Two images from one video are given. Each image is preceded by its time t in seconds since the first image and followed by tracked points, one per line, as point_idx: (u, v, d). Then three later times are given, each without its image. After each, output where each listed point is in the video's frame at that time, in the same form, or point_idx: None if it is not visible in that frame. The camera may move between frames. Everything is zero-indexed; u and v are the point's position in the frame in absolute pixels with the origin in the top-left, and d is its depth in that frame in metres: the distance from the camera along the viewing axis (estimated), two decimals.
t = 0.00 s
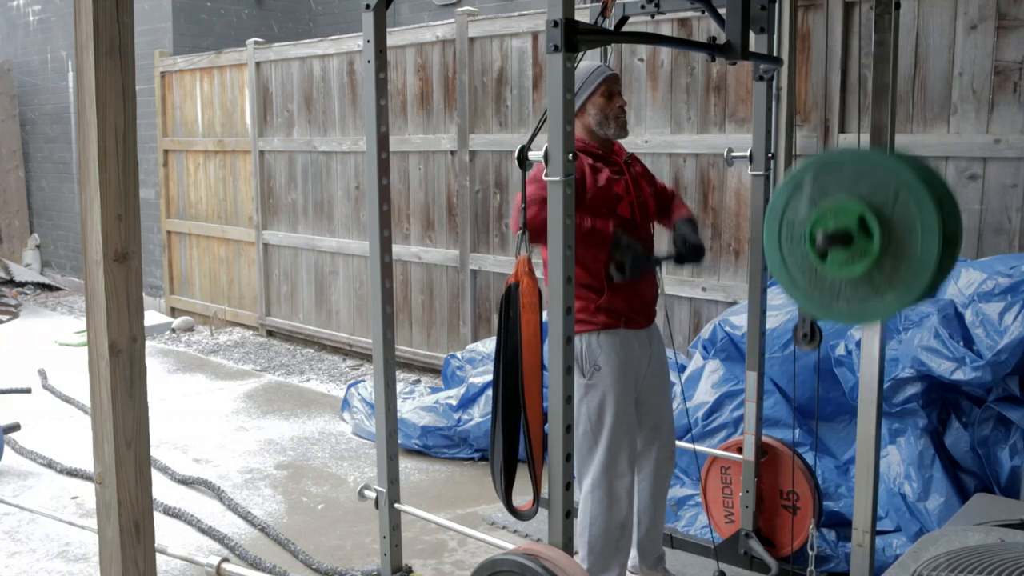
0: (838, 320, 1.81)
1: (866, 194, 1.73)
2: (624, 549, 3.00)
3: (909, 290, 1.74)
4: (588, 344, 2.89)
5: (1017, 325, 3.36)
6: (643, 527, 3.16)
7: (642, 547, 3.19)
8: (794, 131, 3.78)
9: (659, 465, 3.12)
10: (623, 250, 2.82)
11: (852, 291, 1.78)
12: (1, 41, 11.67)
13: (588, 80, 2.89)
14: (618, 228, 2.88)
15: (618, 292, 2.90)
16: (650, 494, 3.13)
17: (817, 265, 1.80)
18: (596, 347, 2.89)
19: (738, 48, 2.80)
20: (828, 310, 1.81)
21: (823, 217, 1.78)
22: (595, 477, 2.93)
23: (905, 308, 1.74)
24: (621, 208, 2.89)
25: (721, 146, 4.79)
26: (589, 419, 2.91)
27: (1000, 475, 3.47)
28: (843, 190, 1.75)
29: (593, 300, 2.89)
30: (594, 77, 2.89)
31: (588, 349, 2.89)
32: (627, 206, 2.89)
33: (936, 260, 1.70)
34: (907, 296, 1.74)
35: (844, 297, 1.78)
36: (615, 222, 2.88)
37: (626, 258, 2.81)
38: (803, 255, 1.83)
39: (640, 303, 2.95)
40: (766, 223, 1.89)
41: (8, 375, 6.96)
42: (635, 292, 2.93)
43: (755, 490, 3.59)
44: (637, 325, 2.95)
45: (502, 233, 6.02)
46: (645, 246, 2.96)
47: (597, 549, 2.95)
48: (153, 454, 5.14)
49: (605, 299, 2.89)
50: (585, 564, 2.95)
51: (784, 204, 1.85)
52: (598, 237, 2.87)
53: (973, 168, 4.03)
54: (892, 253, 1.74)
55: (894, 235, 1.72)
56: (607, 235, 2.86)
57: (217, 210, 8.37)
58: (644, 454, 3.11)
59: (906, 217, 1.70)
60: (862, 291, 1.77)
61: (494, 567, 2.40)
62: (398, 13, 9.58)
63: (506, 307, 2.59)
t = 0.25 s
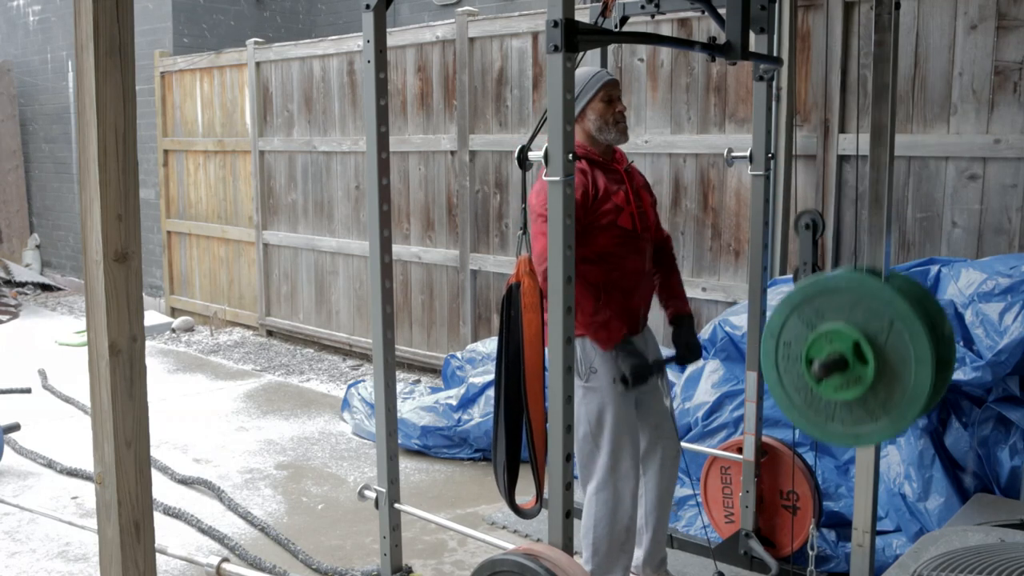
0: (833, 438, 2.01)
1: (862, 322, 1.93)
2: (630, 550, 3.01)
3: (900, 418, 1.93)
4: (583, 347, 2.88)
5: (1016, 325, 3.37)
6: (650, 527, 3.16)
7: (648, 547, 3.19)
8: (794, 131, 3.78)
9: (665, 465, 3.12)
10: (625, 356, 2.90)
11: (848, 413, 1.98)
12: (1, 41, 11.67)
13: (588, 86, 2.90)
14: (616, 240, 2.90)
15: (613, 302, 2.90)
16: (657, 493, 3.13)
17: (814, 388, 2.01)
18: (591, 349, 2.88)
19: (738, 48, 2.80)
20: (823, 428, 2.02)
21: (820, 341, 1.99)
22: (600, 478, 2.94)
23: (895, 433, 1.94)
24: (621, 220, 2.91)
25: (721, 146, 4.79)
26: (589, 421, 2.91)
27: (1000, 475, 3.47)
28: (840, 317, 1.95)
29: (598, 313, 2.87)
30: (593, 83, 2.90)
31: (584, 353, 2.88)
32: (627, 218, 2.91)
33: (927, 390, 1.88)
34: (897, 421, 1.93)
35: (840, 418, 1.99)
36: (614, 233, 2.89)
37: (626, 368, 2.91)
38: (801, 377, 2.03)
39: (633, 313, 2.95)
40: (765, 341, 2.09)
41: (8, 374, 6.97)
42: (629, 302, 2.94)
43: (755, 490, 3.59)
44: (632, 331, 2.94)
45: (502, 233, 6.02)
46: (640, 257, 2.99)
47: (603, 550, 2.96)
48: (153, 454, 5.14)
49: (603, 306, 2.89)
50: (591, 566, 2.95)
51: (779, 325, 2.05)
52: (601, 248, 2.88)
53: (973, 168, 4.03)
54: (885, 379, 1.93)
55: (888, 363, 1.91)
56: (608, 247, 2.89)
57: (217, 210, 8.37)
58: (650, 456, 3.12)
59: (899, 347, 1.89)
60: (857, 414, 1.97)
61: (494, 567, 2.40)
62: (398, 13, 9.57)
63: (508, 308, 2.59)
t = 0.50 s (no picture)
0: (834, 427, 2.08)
1: (862, 312, 1.98)
2: (631, 551, 3.00)
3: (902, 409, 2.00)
4: (581, 348, 2.89)
5: (1017, 325, 3.37)
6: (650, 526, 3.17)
7: (650, 548, 3.18)
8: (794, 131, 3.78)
9: (664, 465, 3.12)
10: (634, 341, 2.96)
11: (848, 403, 2.05)
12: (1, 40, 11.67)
13: (581, 89, 2.92)
14: (611, 236, 2.91)
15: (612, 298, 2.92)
16: (657, 494, 3.14)
17: (814, 379, 2.09)
18: (587, 349, 2.89)
19: (738, 48, 2.80)
20: (828, 416, 2.09)
21: (817, 333, 2.05)
22: (601, 479, 2.94)
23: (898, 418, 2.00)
24: (614, 217, 2.92)
25: (721, 146, 4.79)
26: (588, 423, 2.91)
27: (1000, 475, 3.47)
28: (840, 309, 2.00)
29: (607, 300, 2.91)
30: (586, 88, 2.91)
31: (581, 353, 2.89)
32: (620, 215, 2.93)
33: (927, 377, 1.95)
34: (897, 410, 2.00)
35: (840, 405, 2.06)
36: (608, 230, 2.91)
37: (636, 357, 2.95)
38: (801, 365, 2.11)
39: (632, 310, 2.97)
40: (766, 332, 2.16)
41: (8, 374, 6.96)
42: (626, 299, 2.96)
43: (755, 490, 3.59)
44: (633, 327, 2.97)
45: (502, 233, 6.02)
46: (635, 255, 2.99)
47: (605, 551, 2.95)
48: (153, 454, 5.14)
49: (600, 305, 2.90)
50: (592, 567, 2.95)
51: (781, 317, 2.11)
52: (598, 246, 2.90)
53: (973, 168, 4.03)
54: (885, 370, 1.99)
55: (888, 352, 1.97)
56: (603, 243, 2.90)
57: (217, 210, 8.37)
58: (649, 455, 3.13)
59: (899, 335, 1.95)
60: (858, 404, 2.04)
61: (495, 567, 2.40)
62: (398, 13, 9.57)
63: (508, 308, 2.59)
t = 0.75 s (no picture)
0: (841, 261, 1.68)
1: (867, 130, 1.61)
2: (624, 549, 3.00)
3: (913, 229, 1.60)
4: (586, 344, 2.91)
5: (1016, 325, 3.36)
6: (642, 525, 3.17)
7: (642, 547, 3.20)
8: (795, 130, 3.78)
9: (660, 464, 3.12)
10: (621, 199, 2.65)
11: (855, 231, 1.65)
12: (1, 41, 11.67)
13: (593, 88, 2.86)
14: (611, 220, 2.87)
15: (617, 288, 2.91)
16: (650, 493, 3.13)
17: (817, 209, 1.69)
18: (594, 346, 2.90)
19: (738, 48, 2.80)
20: (831, 250, 1.69)
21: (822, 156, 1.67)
22: (594, 477, 2.94)
23: (908, 244, 1.61)
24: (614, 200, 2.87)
25: (721, 146, 4.79)
26: (587, 420, 2.92)
27: (1000, 475, 3.47)
28: (845, 130, 1.64)
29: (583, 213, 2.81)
30: (599, 86, 2.86)
31: (586, 349, 2.90)
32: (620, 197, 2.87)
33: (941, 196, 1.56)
34: (909, 235, 1.61)
35: (847, 235, 1.66)
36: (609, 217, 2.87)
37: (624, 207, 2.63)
38: (804, 197, 1.71)
39: (639, 297, 2.95)
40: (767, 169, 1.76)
41: (8, 374, 6.96)
42: (632, 285, 2.94)
43: (755, 490, 3.59)
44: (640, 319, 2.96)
45: (502, 233, 6.02)
46: (640, 240, 2.96)
47: (597, 550, 2.95)
48: (153, 454, 5.14)
49: (602, 295, 2.89)
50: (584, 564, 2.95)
51: (783, 149, 1.73)
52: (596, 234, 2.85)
53: (973, 168, 4.03)
54: (895, 191, 1.61)
55: (899, 170, 1.59)
56: (602, 229, 2.85)
57: (217, 210, 8.37)
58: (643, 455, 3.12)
59: (911, 149, 1.57)
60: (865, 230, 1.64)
61: (494, 567, 2.40)
62: (398, 13, 9.57)
63: (508, 308, 2.59)
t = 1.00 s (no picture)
0: (841, 189, 1.87)
1: (870, 59, 1.81)
2: (632, 552, 3.00)
3: (915, 154, 1.78)
4: (593, 346, 2.89)
5: (1017, 325, 3.36)
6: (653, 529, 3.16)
7: (650, 548, 3.18)
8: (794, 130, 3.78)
9: (668, 466, 3.12)
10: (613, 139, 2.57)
11: (858, 158, 1.84)
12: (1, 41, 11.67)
13: (610, 85, 2.86)
14: (620, 213, 2.88)
15: (623, 284, 2.91)
16: (660, 495, 3.13)
17: (822, 135, 1.87)
18: (600, 348, 2.89)
19: (738, 47, 2.80)
20: (833, 177, 1.88)
21: (827, 85, 1.86)
22: (603, 480, 2.93)
23: (911, 170, 1.79)
24: (624, 195, 2.90)
25: (721, 146, 4.79)
26: (595, 422, 2.91)
27: (1000, 475, 3.47)
28: (847, 58, 1.84)
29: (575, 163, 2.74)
30: (615, 82, 2.86)
31: (592, 351, 2.89)
32: (630, 193, 2.91)
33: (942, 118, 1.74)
34: (909, 159, 1.79)
35: (849, 161, 1.85)
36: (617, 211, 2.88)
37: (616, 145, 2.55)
38: (807, 126, 1.90)
39: (643, 293, 2.96)
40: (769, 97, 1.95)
41: (8, 374, 6.96)
42: (639, 282, 2.95)
43: (755, 490, 3.59)
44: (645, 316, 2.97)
45: (502, 233, 6.02)
46: (648, 238, 2.98)
47: (606, 552, 2.96)
48: (153, 454, 5.14)
49: (607, 290, 2.89)
50: (594, 568, 2.96)
51: (785, 79, 1.93)
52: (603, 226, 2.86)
53: (973, 168, 4.03)
54: (896, 118, 1.79)
55: (899, 93, 1.78)
56: (610, 222, 2.86)
57: (217, 210, 8.37)
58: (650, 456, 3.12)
59: (910, 78, 1.77)
60: (867, 159, 1.83)
61: (494, 567, 2.40)
62: (398, 13, 9.57)
63: (506, 308, 2.58)
